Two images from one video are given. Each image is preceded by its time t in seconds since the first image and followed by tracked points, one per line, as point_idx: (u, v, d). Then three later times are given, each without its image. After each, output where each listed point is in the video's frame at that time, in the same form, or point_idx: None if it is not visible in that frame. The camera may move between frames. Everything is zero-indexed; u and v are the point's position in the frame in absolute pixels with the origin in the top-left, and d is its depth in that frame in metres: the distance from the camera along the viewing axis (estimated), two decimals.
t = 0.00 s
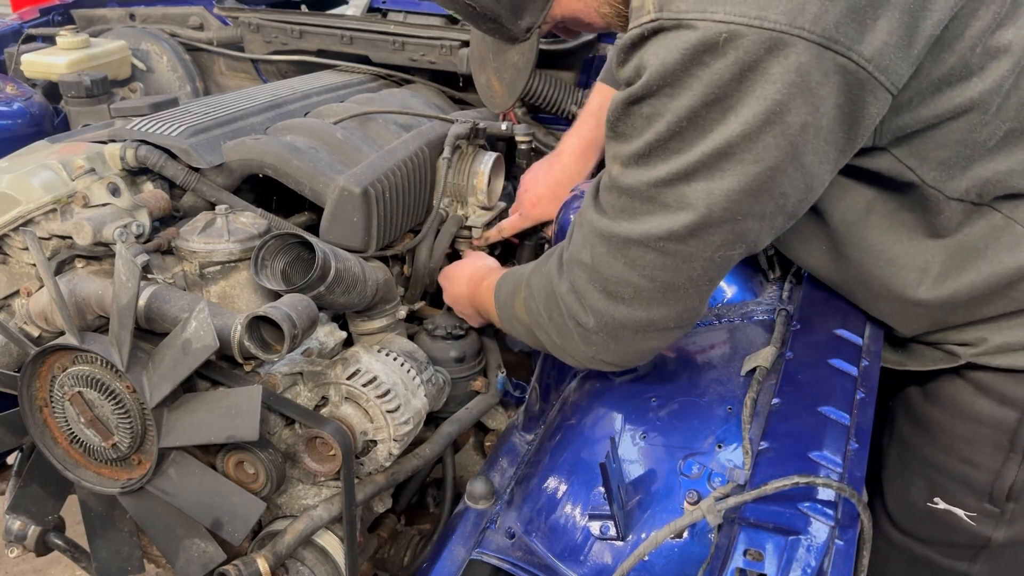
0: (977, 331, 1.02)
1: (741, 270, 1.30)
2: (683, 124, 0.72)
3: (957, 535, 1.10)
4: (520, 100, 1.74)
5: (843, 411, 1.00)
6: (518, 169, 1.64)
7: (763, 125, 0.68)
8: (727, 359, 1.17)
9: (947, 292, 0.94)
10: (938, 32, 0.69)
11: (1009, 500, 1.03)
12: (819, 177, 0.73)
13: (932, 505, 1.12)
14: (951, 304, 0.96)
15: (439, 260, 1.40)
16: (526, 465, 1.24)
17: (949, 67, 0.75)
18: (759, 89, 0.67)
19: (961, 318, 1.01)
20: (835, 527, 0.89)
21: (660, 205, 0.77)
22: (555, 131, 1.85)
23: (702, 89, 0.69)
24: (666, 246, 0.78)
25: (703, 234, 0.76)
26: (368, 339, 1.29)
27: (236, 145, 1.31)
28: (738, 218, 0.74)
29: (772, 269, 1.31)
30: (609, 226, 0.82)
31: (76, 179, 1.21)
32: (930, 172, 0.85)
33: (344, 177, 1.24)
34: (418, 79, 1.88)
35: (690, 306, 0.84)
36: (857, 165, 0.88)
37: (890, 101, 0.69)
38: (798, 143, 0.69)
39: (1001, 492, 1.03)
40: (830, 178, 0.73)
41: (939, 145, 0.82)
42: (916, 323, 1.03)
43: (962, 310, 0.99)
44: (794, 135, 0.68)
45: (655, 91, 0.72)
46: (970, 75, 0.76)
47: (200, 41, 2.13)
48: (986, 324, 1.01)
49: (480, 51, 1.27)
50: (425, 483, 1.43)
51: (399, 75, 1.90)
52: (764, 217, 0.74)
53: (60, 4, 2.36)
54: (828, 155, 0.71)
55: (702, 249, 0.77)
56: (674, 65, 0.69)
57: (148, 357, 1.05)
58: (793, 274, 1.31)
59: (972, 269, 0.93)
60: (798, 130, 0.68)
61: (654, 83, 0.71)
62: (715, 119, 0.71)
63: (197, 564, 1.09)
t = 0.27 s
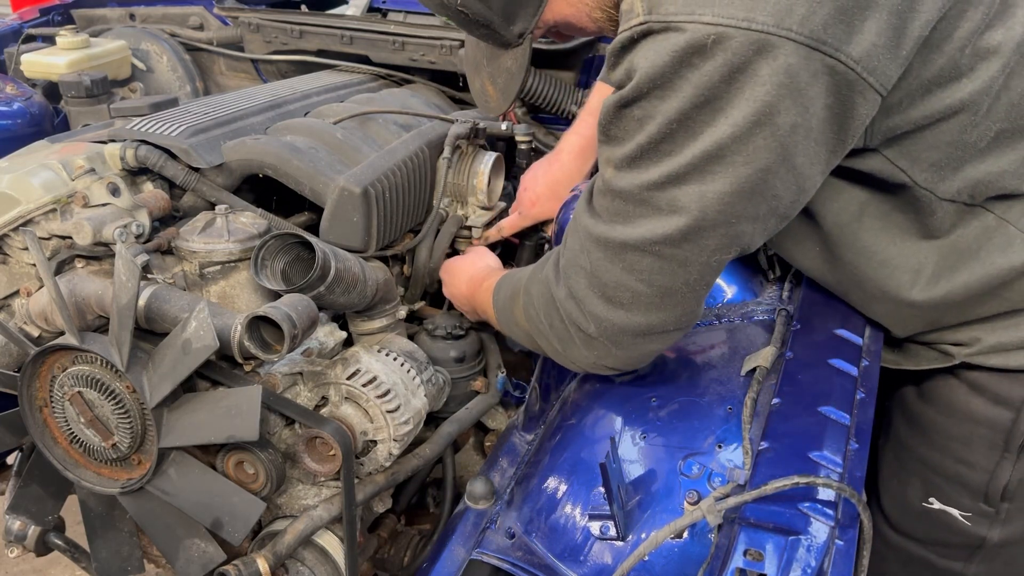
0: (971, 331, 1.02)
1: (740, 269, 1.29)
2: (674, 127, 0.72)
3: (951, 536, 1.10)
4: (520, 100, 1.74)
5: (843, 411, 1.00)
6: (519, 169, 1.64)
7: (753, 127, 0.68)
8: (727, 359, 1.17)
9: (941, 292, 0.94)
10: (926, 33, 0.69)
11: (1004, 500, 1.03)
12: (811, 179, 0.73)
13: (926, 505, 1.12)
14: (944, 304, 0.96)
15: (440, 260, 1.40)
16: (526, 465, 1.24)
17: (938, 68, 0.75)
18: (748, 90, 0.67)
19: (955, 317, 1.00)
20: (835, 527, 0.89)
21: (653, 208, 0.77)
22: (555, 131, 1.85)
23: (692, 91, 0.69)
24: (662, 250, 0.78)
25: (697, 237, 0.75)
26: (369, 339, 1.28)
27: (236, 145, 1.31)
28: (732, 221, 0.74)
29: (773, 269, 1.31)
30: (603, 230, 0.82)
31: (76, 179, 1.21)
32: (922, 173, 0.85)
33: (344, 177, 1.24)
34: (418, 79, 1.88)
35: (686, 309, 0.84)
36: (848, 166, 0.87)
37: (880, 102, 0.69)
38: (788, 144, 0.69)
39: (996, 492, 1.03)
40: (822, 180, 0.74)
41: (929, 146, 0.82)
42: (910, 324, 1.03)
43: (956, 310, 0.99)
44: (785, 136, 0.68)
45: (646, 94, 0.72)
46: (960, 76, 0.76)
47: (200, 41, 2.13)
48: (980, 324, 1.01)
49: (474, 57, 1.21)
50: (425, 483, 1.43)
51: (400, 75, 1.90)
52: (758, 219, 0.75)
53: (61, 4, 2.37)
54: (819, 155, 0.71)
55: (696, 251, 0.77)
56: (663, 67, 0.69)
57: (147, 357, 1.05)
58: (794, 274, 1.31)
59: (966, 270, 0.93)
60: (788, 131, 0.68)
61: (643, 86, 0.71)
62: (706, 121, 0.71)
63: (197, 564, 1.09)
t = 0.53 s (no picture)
0: (967, 330, 1.01)
1: (739, 269, 1.29)
2: (668, 129, 0.72)
3: (949, 536, 1.10)
4: (520, 100, 1.74)
5: (843, 411, 1.00)
6: (518, 169, 1.64)
7: (746, 128, 0.68)
8: (727, 359, 1.17)
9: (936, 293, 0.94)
10: (917, 32, 0.69)
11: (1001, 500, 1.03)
12: (803, 177, 0.73)
13: (924, 505, 1.12)
14: (939, 304, 0.96)
15: (440, 260, 1.39)
16: (526, 465, 1.24)
17: (930, 67, 0.75)
18: (740, 92, 0.67)
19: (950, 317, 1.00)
20: (835, 527, 0.89)
21: (648, 209, 0.77)
22: (555, 131, 1.85)
23: (684, 94, 0.69)
24: (656, 250, 0.78)
25: (691, 238, 0.75)
26: (369, 339, 1.28)
27: (236, 145, 1.31)
28: (726, 221, 0.74)
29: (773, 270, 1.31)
30: (598, 230, 0.82)
31: (76, 179, 1.21)
32: (915, 172, 0.85)
33: (343, 177, 1.24)
34: (418, 79, 1.88)
35: (681, 310, 0.84)
36: (844, 164, 0.88)
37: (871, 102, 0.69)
38: (781, 144, 0.69)
39: (992, 492, 1.03)
40: (815, 178, 0.73)
41: (923, 145, 0.82)
42: (903, 325, 1.04)
43: (952, 309, 0.98)
44: (777, 136, 0.68)
45: (639, 97, 0.72)
46: (953, 75, 0.76)
47: (200, 41, 2.13)
48: (975, 324, 1.01)
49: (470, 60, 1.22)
50: (425, 484, 1.43)
51: (400, 75, 1.90)
52: (752, 219, 0.75)
53: (61, 4, 2.37)
54: (812, 155, 0.72)
55: (691, 252, 0.77)
56: (655, 71, 0.69)
57: (147, 357, 1.05)
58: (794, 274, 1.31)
59: (961, 271, 0.93)
60: (780, 132, 0.68)
61: (636, 90, 0.72)
62: (698, 123, 0.71)
63: (197, 564, 1.09)
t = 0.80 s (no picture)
0: (964, 332, 1.02)
1: (740, 270, 1.29)
2: (661, 139, 0.72)
3: (948, 537, 1.10)
4: (520, 100, 1.74)
5: (843, 411, 1.00)
6: (518, 169, 1.64)
7: (737, 138, 0.68)
8: (727, 359, 1.17)
9: (934, 294, 0.94)
10: (908, 41, 0.69)
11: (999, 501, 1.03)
12: (796, 185, 0.72)
13: (923, 506, 1.12)
14: (938, 307, 0.96)
15: (439, 259, 1.40)
16: (526, 465, 1.24)
17: (922, 73, 0.75)
18: (732, 103, 0.67)
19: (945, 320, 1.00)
20: (835, 527, 0.89)
21: (642, 217, 0.77)
22: (555, 131, 1.85)
23: (677, 104, 0.69)
24: (649, 257, 0.78)
25: (684, 245, 0.76)
26: (369, 339, 1.28)
27: (236, 145, 1.31)
28: (718, 229, 0.74)
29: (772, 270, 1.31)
30: (593, 236, 0.83)
31: (76, 179, 1.21)
32: (909, 176, 0.85)
33: (343, 177, 1.24)
34: (418, 78, 1.88)
35: (672, 314, 0.84)
36: (839, 167, 0.88)
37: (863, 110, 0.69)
38: (773, 153, 0.69)
39: (990, 493, 1.03)
40: (807, 185, 0.73)
41: (917, 149, 0.82)
42: (902, 327, 1.04)
43: (950, 312, 0.98)
44: (769, 146, 0.68)
45: (633, 106, 0.72)
46: (945, 81, 0.76)
47: (200, 41, 2.13)
48: (974, 326, 1.01)
49: (464, 68, 1.21)
50: (425, 483, 1.43)
51: (400, 75, 1.90)
52: (745, 224, 0.75)
53: (61, 4, 2.37)
54: (804, 162, 0.72)
55: (683, 258, 0.77)
56: (648, 82, 0.69)
57: (147, 357, 1.05)
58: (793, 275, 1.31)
59: (959, 273, 0.93)
60: (772, 142, 0.68)
61: (630, 100, 0.72)
62: (691, 132, 0.71)
63: (197, 564, 1.09)
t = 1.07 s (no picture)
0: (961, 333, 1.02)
1: (740, 270, 1.29)
2: (659, 145, 0.72)
3: (947, 538, 1.10)
4: (519, 100, 1.74)
5: (844, 411, 1.00)
6: (518, 169, 1.64)
7: (735, 146, 0.68)
8: (727, 358, 1.17)
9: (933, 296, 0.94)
10: (905, 47, 0.69)
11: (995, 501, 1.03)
12: (792, 191, 0.73)
13: (921, 507, 1.12)
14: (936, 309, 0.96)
15: (440, 259, 1.39)
16: (526, 466, 1.24)
17: (920, 79, 0.75)
18: (731, 110, 0.67)
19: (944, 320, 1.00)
20: (835, 527, 0.89)
21: (638, 221, 0.78)
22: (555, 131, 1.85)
23: (676, 112, 0.69)
24: (642, 258, 0.78)
25: (678, 248, 0.76)
26: (369, 339, 1.28)
27: (236, 145, 1.31)
28: (712, 233, 0.74)
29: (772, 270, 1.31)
30: (588, 237, 0.82)
31: (76, 179, 1.21)
32: (908, 180, 0.85)
33: (344, 177, 1.24)
34: (418, 78, 1.88)
35: (665, 315, 0.84)
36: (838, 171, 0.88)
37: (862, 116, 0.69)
38: (770, 160, 0.69)
39: (988, 493, 1.03)
40: (803, 192, 0.73)
41: (916, 152, 0.82)
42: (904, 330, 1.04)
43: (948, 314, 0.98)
44: (768, 153, 0.68)
45: (632, 113, 0.72)
46: (942, 85, 0.76)
47: (200, 41, 2.13)
48: (971, 326, 1.00)
49: (457, 80, 1.18)
50: (425, 484, 1.43)
51: (400, 75, 1.90)
52: (739, 229, 0.75)
53: (61, 4, 2.37)
54: (802, 169, 0.72)
55: (678, 262, 0.77)
56: (648, 90, 0.69)
57: (147, 357, 1.05)
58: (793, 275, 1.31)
59: (957, 275, 0.93)
60: (770, 149, 0.68)
61: (629, 107, 0.71)
62: (690, 140, 0.71)
63: (197, 564, 1.09)
